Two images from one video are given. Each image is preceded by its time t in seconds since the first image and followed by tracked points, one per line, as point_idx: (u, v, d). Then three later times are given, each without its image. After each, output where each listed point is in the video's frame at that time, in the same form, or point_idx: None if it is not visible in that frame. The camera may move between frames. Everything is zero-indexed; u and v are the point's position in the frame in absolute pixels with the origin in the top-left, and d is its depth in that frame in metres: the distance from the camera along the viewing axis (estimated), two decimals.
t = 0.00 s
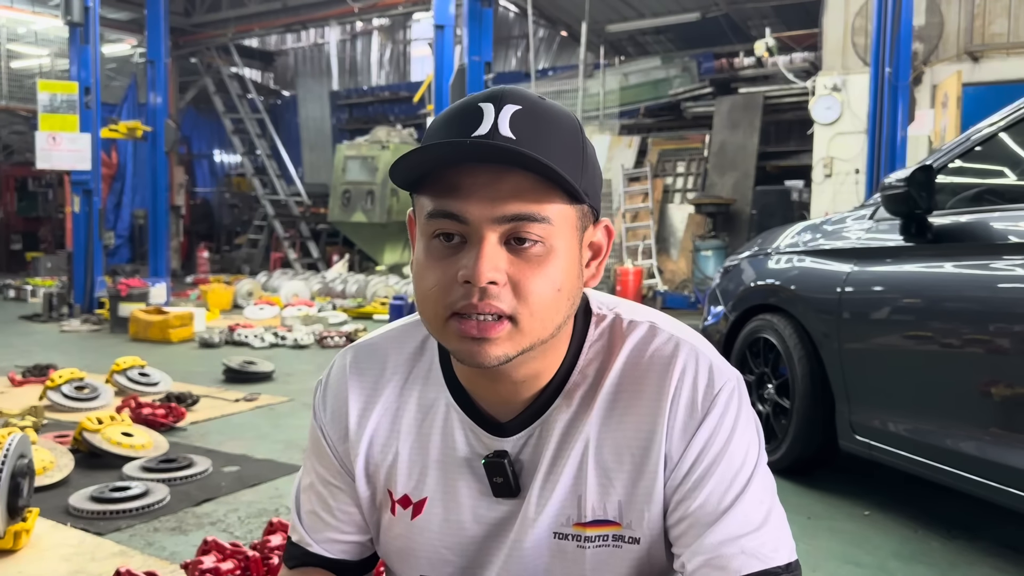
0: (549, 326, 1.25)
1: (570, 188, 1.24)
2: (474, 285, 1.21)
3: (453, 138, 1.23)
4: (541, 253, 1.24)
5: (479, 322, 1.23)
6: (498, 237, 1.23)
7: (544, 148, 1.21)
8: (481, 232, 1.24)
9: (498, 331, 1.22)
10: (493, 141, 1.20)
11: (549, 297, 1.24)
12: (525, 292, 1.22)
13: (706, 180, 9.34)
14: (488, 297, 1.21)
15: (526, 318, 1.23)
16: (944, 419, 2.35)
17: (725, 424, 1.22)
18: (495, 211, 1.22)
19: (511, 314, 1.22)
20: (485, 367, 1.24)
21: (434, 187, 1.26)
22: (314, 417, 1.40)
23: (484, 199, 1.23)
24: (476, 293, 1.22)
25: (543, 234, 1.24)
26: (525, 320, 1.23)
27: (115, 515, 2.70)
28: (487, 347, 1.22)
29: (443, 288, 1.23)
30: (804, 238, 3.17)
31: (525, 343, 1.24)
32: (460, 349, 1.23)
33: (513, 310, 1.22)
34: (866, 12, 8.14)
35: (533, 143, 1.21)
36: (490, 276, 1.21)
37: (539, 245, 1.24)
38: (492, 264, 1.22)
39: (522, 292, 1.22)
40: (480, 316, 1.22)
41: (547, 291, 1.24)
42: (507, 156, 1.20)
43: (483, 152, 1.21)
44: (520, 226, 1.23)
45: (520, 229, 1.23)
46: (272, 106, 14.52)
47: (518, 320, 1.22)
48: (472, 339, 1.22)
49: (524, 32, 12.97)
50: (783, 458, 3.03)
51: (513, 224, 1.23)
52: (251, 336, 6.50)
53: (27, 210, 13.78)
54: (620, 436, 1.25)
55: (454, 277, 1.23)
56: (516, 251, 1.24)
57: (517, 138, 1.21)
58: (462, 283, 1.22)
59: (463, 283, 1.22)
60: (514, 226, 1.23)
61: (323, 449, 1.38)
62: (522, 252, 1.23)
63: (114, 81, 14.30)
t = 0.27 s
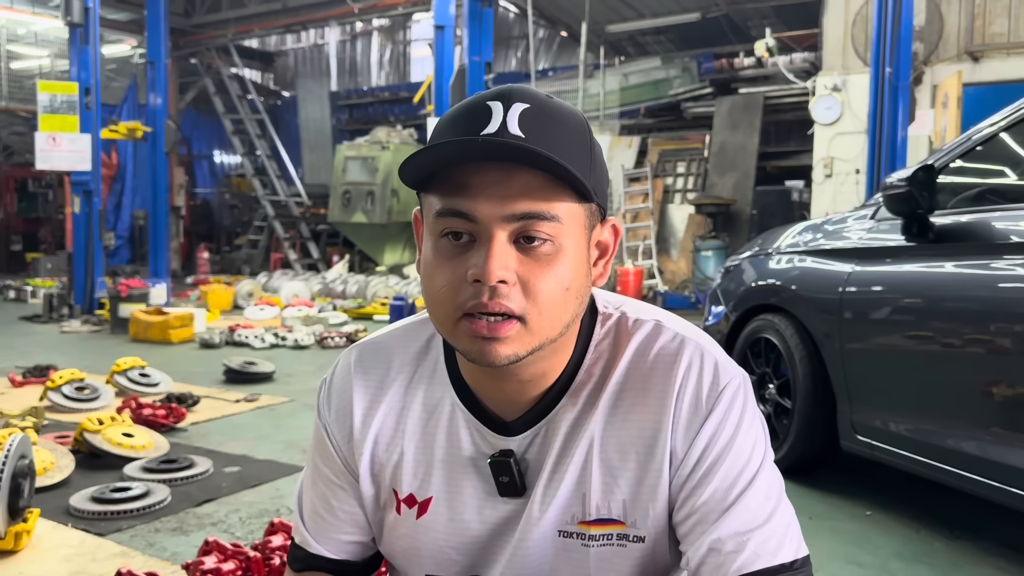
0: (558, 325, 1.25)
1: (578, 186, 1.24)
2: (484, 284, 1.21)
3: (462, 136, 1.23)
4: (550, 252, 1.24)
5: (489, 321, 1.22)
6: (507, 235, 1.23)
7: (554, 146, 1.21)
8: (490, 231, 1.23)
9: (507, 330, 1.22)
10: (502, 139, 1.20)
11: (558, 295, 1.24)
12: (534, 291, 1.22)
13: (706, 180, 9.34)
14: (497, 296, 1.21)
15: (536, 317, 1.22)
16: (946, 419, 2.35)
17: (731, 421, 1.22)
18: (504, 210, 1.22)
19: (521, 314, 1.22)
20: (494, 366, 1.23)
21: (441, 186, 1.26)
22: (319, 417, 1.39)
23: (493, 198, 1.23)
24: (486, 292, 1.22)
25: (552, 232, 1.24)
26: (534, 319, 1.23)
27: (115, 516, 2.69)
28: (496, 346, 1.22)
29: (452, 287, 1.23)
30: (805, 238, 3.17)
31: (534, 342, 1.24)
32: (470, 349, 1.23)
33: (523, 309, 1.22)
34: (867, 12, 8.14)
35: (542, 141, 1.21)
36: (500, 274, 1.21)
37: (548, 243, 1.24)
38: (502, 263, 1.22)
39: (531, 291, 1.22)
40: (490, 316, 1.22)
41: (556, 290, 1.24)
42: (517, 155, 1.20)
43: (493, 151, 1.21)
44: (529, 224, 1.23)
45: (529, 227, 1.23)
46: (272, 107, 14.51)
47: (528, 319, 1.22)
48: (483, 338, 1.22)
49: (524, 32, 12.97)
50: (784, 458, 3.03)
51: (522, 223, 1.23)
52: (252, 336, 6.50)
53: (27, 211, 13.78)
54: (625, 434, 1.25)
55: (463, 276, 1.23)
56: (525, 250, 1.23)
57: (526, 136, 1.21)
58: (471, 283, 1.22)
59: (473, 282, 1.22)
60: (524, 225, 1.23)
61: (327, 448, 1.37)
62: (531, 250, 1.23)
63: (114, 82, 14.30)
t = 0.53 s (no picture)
0: (566, 323, 1.26)
1: (583, 185, 1.24)
2: (494, 284, 1.21)
3: (467, 137, 1.23)
4: (557, 251, 1.24)
5: (498, 321, 1.23)
6: (514, 235, 1.24)
7: (561, 147, 1.21)
8: (497, 231, 1.24)
9: (517, 329, 1.22)
10: (508, 140, 1.20)
11: (565, 294, 1.24)
12: (543, 290, 1.22)
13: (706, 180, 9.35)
14: (507, 296, 1.21)
15: (545, 316, 1.23)
16: (945, 420, 2.35)
17: (732, 420, 1.22)
18: (512, 210, 1.23)
19: (531, 313, 1.22)
20: (503, 366, 1.23)
21: (446, 188, 1.26)
22: (321, 419, 1.39)
23: (500, 198, 1.23)
24: (496, 292, 1.22)
25: (559, 231, 1.24)
26: (543, 318, 1.23)
27: (115, 517, 2.69)
28: (506, 346, 1.22)
29: (461, 288, 1.23)
30: (805, 239, 3.17)
31: (543, 340, 1.24)
32: (480, 349, 1.23)
33: (533, 308, 1.22)
34: (866, 12, 8.14)
35: (547, 140, 1.21)
36: (509, 274, 1.21)
37: (555, 242, 1.24)
38: (510, 263, 1.22)
39: (540, 290, 1.22)
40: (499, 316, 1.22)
41: (564, 289, 1.24)
42: (523, 155, 1.21)
43: (499, 151, 1.21)
44: (537, 223, 1.23)
45: (537, 227, 1.24)
46: (272, 108, 14.52)
47: (538, 318, 1.23)
48: (494, 337, 1.22)
49: (524, 33, 12.98)
50: (784, 459, 3.03)
51: (530, 222, 1.23)
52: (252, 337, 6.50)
53: (26, 212, 13.78)
54: (626, 434, 1.25)
55: (472, 277, 1.23)
56: (533, 250, 1.24)
57: (532, 137, 1.21)
58: (480, 283, 1.22)
59: (482, 283, 1.22)
60: (531, 225, 1.23)
61: (330, 450, 1.37)
62: (539, 250, 1.23)
63: (113, 82, 14.30)
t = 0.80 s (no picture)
0: (568, 323, 1.26)
1: (583, 183, 1.25)
2: (498, 283, 1.22)
3: (467, 138, 1.23)
4: (558, 250, 1.24)
5: (502, 320, 1.23)
6: (517, 234, 1.24)
7: (560, 147, 1.22)
8: (499, 231, 1.24)
9: (521, 327, 1.22)
10: (508, 140, 1.20)
11: (568, 292, 1.25)
12: (546, 289, 1.23)
13: (705, 181, 9.35)
14: (511, 295, 1.22)
15: (548, 315, 1.23)
16: (945, 420, 2.36)
17: (730, 419, 1.22)
18: (514, 209, 1.23)
19: (534, 311, 1.22)
20: (507, 364, 1.24)
21: (446, 189, 1.26)
22: (319, 420, 1.39)
23: (501, 198, 1.23)
24: (500, 292, 1.22)
25: (560, 229, 1.25)
26: (547, 317, 1.23)
27: (115, 518, 2.69)
28: (511, 343, 1.23)
29: (464, 288, 1.23)
30: (803, 239, 3.17)
31: (547, 338, 1.24)
32: (483, 348, 1.23)
33: (537, 307, 1.23)
34: (866, 13, 8.15)
35: (547, 140, 1.22)
36: (513, 274, 1.22)
37: (556, 240, 1.24)
38: (514, 262, 1.22)
39: (543, 289, 1.23)
40: (504, 315, 1.22)
41: (567, 288, 1.24)
42: (525, 155, 1.21)
43: (500, 150, 1.21)
44: (539, 222, 1.24)
45: (538, 225, 1.24)
46: (272, 109, 14.52)
47: (542, 317, 1.23)
48: (497, 337, 1.22)
49: (523, 33, 13.00)
50: (784, 459, 3.03)
51: (532, 221, 1.24)
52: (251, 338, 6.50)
53: (26, 212, 13.79)
54: (624, 433, 1.26)
55: (475, 277, 1.23)
56: (536, 249, 1.24)
57: (531, 136, 1.21)
58: (484, 283, 1.22)
59: (486, 282, 1.22)
60: (533, 224, 1.24)
61: (330, 451, 1.37)
62: (542, 248, 1.24)
63: (113, 83, 14.31)
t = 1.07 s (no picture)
0: (567, 324, 1.26)
1: (582, 185, 1.25)
2: (497, 285, 1.22)
3: (467, 140, 1.23)
4: (557, 252, 1.25)
5: (501, 321, 1.23)
6: (516, 236, 1.24)
7: (559, 149, 1.22)
8: (498, 233, 1.24)
9: (520, 328, 1.23)
10: (507, 142, 1.21)
11: (566, 294, 1.25)
12: (545, 290, 1.23)
13: (704, 181, 9.36)
14: (510, 297, 1.22)
15: (547, 316, 1.23)
16: (943, 420, 2.36)
17: (727, 420, 1.22)
18: (513, 211, 1.23)
19: (534, 312, 1.23)
20: (506, 366, 1.24)
21: (445, 191, 1.26)
22: (318, 421, 1.39)
23: (500, 200, 1.24)
24: (498, 293, 1.22)
25: (559, 231, 1.25)
26: (546, 318, 1.24)
27: (115, 519, 2.70)
28: (509, 345, 1.23)
29: (463, 290, 1.23)
30: (802, 240, 3.18)
31: (546, 340, 1.24)
32: (482, 348, 1.23)
33: (535, 308, 1.23)
34: (865, 14, 8.15)
35: (546, 142, 1.22)
36: (512, 275, 1.22)
37: (555, 242, 1.24)
38: (513, 264, 1.22)
39: (541, 291, 1.23)
40: (503, 317, 1.23)
41: (565, 289, 1.25)
42: (524, 158, 1.21)
43: (500, 153, 1.21)
44: (538, 224, 1.24)
45: (537, 227, 1.24)
46: (271, 110, 14.53)
47: (540, 318, 1.23)
48: (496, 338, 1.23)
49: (523, 35, 13.01)
50: (783, 459, 3.03)
51: (531, 223, 1.24)
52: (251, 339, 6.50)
53: (26, 213, 13.81)
54: (622, 435, 1.26)
55: (474, 278, 1.23)
56: (535, 250, 1.24)
57: (530, 139, 1.22)
58: (483, 284, 1.23)
59: (485, 284, 1.22)
60: (532, 225, 1.24)
61: (328, 453, 1.37)
62: (540, 250, 1.24)
63: (113, 84, 14.32)
